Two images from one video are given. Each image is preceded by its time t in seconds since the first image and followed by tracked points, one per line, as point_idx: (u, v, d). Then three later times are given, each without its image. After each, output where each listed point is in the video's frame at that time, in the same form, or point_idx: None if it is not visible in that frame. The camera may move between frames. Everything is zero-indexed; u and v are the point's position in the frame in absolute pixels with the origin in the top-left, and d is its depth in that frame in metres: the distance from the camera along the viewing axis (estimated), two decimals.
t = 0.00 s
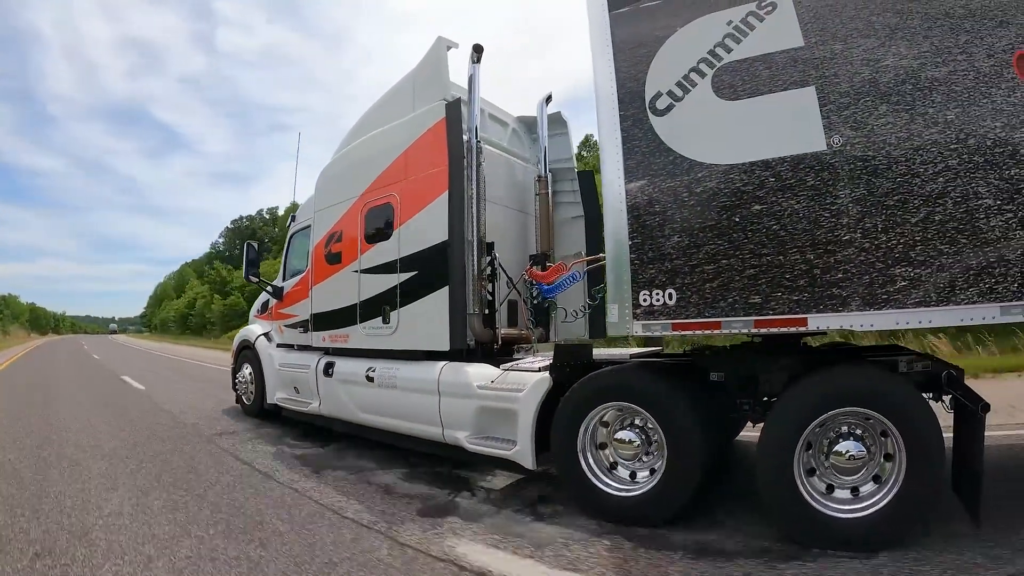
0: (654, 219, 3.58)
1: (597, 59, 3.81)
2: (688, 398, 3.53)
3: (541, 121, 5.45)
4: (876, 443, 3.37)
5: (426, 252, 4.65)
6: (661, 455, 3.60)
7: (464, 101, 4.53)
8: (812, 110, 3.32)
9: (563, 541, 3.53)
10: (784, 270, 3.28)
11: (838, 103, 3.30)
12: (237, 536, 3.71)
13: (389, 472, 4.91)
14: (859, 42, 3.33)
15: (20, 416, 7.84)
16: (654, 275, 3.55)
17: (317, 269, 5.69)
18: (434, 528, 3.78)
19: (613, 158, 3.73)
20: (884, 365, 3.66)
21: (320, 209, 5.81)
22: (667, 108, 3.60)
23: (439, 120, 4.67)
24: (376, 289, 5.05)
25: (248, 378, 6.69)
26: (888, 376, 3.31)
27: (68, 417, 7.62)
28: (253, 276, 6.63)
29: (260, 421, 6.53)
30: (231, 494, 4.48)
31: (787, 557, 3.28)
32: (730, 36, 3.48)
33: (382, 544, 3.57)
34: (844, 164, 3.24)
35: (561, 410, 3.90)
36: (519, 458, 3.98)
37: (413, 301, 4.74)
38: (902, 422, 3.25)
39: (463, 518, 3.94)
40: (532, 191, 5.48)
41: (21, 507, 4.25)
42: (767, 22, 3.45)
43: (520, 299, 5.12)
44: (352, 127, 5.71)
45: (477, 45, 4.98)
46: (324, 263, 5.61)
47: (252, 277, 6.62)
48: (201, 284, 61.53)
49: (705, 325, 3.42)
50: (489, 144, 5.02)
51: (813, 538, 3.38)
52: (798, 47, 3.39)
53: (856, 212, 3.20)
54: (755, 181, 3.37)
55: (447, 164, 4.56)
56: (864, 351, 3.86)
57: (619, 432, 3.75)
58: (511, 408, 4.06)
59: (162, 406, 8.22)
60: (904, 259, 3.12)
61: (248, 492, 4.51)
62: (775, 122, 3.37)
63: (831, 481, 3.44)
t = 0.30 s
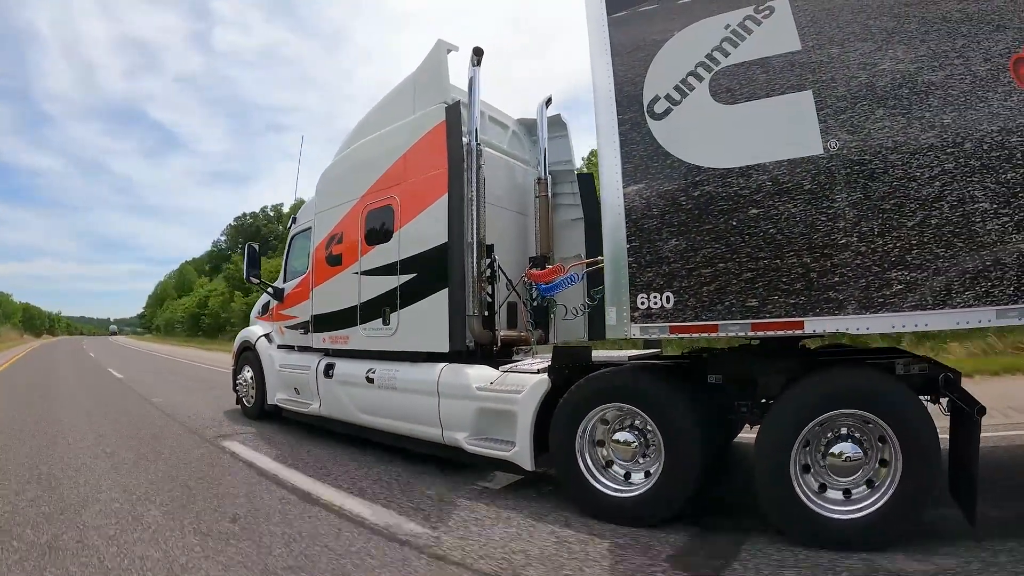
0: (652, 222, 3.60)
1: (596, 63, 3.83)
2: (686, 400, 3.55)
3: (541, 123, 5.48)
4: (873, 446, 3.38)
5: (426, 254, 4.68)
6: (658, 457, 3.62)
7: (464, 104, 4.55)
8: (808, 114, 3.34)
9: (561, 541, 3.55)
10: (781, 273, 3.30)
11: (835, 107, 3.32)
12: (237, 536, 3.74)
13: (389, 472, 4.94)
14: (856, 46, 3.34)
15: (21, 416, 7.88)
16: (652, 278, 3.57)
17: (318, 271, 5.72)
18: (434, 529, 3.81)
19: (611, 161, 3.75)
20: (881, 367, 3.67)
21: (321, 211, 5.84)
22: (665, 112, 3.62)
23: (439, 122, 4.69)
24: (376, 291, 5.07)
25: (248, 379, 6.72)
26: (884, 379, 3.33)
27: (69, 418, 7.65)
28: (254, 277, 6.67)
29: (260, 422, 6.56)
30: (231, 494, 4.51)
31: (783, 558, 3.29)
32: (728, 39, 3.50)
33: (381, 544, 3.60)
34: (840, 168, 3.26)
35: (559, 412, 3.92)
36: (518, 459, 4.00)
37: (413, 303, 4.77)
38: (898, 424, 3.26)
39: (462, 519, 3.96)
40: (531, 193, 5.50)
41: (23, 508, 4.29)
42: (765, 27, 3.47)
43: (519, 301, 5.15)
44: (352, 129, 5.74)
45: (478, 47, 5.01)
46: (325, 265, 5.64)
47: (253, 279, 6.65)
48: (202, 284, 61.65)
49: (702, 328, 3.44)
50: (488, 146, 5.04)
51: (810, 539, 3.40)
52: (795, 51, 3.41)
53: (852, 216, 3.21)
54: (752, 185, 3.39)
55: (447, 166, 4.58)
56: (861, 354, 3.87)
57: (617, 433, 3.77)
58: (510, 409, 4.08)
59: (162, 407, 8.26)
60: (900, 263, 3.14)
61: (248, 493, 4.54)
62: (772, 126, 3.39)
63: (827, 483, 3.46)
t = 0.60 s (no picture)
0: (650, 223, 3.63)
1: (595, 65, 3.86)
2: (683, 400, 3.57)
3: (541, 124, 5.51)
4: (869, 445, 3.40)
5: (426, 254, 4.70)
6: (656, 457, 3.64)
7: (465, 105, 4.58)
8: (806, 116, 3.37)
9: (560, 540, 3.57)
10: (778, 275, 3.32)
11: (833, 110, 3.34)
12: (237, 535, 3.76)
13: (388, 471, 4.96)
14: (854, 49, 3.37)
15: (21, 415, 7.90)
16: (650, 279, 3.60)
17: (318, 270, 5.75)
18: (433, 528, 3.82)
19: (611, 162, 3.77)
20: (878, 368, 3.70)
21: (322, 210, 5.86)
22: (664, 114, 3.65)
23: (440, 123, 4.72)
24: (376, 290, 5.10)
25: (248, 378, 6.75)
26: (880, 379, 3.35)
27: (69, 416, 7.68)
28: (255, 276, 6.69)
29: (260, 421, 6.58)
30: (231, 493, 4.53)
31: (780, 558, 3.32)
32: (727, 42, 3.53)
33: (380, 542, 3.62)
34: (837, 170, 3.28)
35: (558, 411, 3.94)
36: (516, 458, 4.03)
37: (413, 302, 4.79)
38: (894, 425, 3.28)
39: (460, 518, 3.99)
40: (531, 194, 5.53)
41: (24, 506, 4.31)
42: (763, 30, 3.49)
43: (519, 301, 5.18)
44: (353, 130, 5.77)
45: (478, 49, 5.04)
46: (325, 265, 5.66)
47: (253, 278, 6.67)
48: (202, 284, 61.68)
49: (700, 329, 3.46)
50: (489, 147, 5.07)
51: (806, 538, 3.42)
52: (793, 53, 3.43)
53: (849, 218, 3.24)
54: (749, 187, 3.42)
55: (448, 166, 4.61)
56: (858, 355, 3.90)
57: (615, 433, 3.79)
58: (509, 409, 4.10)
59: (162, 406, 8.29)
60: (897, 264, 3.16)
61: (247, 492, 4.56)
62: (770, 128, 3.41)
63: (824, 482, 3.48)
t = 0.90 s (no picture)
0: (649, 221, 3.65)
1: (595, 63, 3.87)
2: (684, 397, 3.59)
3: (541, 123, 5.53)
4: (869, 442, 3.41)
5: (426, 253, 4.72)
6: (656, 454, 3.65)
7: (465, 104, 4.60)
8: (804, 113, 3.38)
9: (560, 537, 3.59)
10: (777, 272, 3.34)
11: (831, 107, 3.36)
12: (240, 533, 3.78)
13: (389, 469, 4.98)
14: (852, 46, 3.39)
15: (22, 415, 7.92)
16: (649, 276, 3.61)
17: (319, 269, 5.76)
18: (434, 526, 3.83)
19: (610, 160, 3.79)
20: (877, 365, 3.71)
21: (322, 210, 5.88)
22: (663, 112, 3.67)
23: (440, 122, 4.74)
24: (376, 289, 5.12)
25: (248, 377, 6.77)
26: (880, 377, 3.37)
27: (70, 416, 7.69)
28: (255, 275, 6.70)
29: (261, 420, 6.60)
30: (233, 492, 4.55)
31: (780, 554, 3.34)
32: (725, 41, 3.54)
33: (382, 540, 3.64)
34: (835, 167, 3.30)
35: (558, 409, 3.96)
36: (517, 456, 4.05)
37: (414, 302, 4.81)
38: (894, 422, 3.30)
39: (462, 515, 4.00)
40: (531, 193, 5.54)
41: (28, 505, 4.33)
42: (761, 28, 3.51)
43: (519, 300, 5.20)
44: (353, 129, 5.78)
45: (478, 48, 5.06)
46: (325, 264, 5.68)
47: (254, 277, 6.69)
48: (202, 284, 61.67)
49: (700, 326, 3.48)
50: (488, 146, 5.09)
51: (806, 535, 3.44)
52: (791, 52, 3.45)
53: (847, 215, 3.26)
54: (748, 184, 3.44)
55: (448, 165, 4.63)
56: (858, 352, 3.92)
57: (616, 430, 3.80)
58: (509, 407, 4.12)
59: (163, 405, 8.30)
60: (895, 261, 3.18)
61: (249, 490, 4.58)
62: (768, 125, 3.43)
63: (824, 479, 3.49)
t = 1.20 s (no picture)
0: (650, 221, 3.65)
1: (595, 63, 3.88)
2: (683, 396, 3.60)
3: (541, 122, 5.53)
4: (868, 441, 3.43)
5: (427, 252, 4.73)
6: (656, 453, 3.66)
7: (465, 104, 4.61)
8: (804, 113, 3.39)
9: (561, 536, 3.61)
10: (776, 272, 3.35)
11: (830, 107, 3.37)
12: (241, 532, 3.79)
13: (390, 468, 4.99)
14: (852, 46, 3.39)
15: (22, 414, 7.91)
16: (649, 276, 3.62)
17: (319, 268, 5.77)
18: (434, 525, 3.85)
19: (610, 160, 3.80)
20: (877, 364, 3.73)
21: (322, 209, 5.88)
22: (663, 112, 3.67)
23: (440, 122, 4.74)
24: (376, 288, 5.12)
25: (249, 376, 6.78)
26: (879, 376, 3.38)
27: (71, 415, 7.69)
28: (255, 275, 6.71)
29: (261, 419, 6.60)
30: (234, 491, 4.56)
31: (779, 552, 3.35)
32: (725, 41, 3.55)
33: (383, 539, 3.65)
34: (835, 167, 3.31)
35: (558, 408, 3.97)
36: (518, 454, 4.06)
37: (414, 301, 4.82)
38: (893, 421, 3.32)
39: (462, 514, 4.02)
40: (531, 192, 5.55)
41: (29, 505, 4.33)
42: (761, 28, 3.52)
43: (519, 299, 5.20)
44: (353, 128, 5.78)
45: (478, 48, 5.07)
46: (325, 263, 5.69)
47: (254, 276, 6.69)
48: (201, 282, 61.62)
49: (699, 325, 3.49)
50: (489, 145, 5.10)
51: (806, 534, 3.46)
52: (792, 52, 3.46)
53: (847, 215, 3.27)
54: (747, 184, 3.44)
55: (448, 165, 4.64)
56: (857, 351, 3.93)
57: (616, 429, 3.81)
58: (510, 405, 4.13)
59: (163, 404, 8.30)
60: (894, 261, 3.20)
61: (250, 489, 4.59)
62: (768, 125, 3.44)
63: (823, 478, 3.51)
